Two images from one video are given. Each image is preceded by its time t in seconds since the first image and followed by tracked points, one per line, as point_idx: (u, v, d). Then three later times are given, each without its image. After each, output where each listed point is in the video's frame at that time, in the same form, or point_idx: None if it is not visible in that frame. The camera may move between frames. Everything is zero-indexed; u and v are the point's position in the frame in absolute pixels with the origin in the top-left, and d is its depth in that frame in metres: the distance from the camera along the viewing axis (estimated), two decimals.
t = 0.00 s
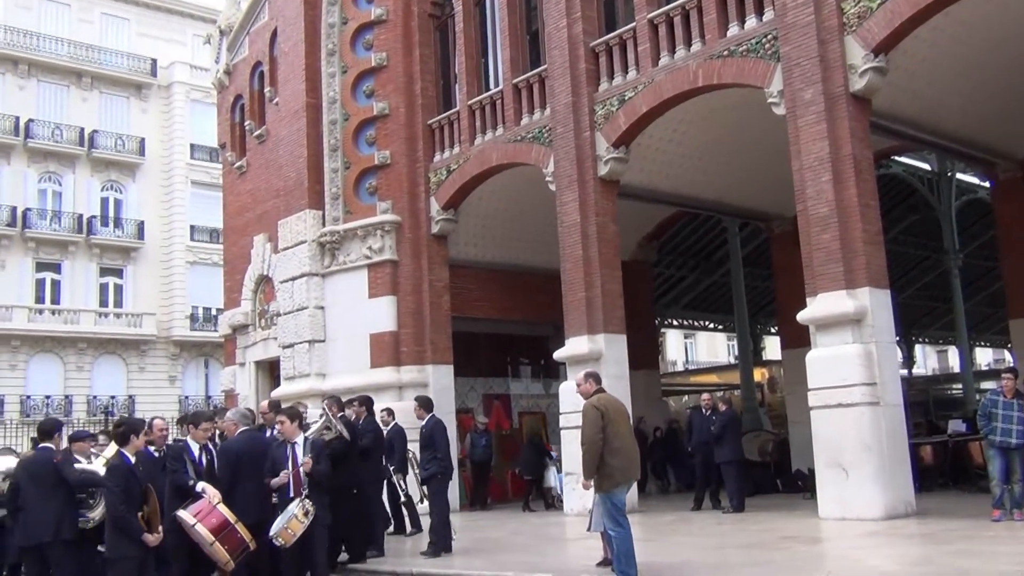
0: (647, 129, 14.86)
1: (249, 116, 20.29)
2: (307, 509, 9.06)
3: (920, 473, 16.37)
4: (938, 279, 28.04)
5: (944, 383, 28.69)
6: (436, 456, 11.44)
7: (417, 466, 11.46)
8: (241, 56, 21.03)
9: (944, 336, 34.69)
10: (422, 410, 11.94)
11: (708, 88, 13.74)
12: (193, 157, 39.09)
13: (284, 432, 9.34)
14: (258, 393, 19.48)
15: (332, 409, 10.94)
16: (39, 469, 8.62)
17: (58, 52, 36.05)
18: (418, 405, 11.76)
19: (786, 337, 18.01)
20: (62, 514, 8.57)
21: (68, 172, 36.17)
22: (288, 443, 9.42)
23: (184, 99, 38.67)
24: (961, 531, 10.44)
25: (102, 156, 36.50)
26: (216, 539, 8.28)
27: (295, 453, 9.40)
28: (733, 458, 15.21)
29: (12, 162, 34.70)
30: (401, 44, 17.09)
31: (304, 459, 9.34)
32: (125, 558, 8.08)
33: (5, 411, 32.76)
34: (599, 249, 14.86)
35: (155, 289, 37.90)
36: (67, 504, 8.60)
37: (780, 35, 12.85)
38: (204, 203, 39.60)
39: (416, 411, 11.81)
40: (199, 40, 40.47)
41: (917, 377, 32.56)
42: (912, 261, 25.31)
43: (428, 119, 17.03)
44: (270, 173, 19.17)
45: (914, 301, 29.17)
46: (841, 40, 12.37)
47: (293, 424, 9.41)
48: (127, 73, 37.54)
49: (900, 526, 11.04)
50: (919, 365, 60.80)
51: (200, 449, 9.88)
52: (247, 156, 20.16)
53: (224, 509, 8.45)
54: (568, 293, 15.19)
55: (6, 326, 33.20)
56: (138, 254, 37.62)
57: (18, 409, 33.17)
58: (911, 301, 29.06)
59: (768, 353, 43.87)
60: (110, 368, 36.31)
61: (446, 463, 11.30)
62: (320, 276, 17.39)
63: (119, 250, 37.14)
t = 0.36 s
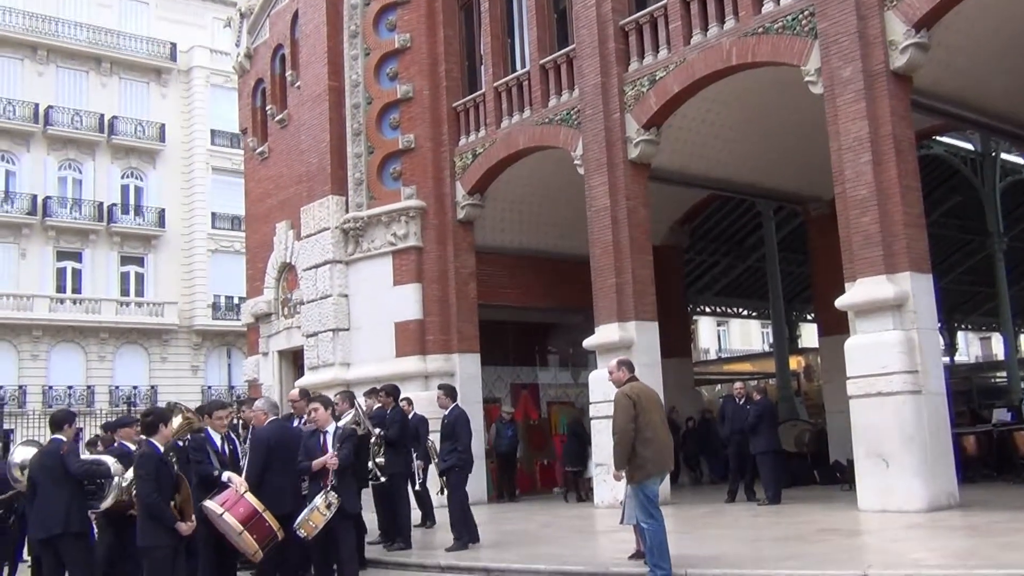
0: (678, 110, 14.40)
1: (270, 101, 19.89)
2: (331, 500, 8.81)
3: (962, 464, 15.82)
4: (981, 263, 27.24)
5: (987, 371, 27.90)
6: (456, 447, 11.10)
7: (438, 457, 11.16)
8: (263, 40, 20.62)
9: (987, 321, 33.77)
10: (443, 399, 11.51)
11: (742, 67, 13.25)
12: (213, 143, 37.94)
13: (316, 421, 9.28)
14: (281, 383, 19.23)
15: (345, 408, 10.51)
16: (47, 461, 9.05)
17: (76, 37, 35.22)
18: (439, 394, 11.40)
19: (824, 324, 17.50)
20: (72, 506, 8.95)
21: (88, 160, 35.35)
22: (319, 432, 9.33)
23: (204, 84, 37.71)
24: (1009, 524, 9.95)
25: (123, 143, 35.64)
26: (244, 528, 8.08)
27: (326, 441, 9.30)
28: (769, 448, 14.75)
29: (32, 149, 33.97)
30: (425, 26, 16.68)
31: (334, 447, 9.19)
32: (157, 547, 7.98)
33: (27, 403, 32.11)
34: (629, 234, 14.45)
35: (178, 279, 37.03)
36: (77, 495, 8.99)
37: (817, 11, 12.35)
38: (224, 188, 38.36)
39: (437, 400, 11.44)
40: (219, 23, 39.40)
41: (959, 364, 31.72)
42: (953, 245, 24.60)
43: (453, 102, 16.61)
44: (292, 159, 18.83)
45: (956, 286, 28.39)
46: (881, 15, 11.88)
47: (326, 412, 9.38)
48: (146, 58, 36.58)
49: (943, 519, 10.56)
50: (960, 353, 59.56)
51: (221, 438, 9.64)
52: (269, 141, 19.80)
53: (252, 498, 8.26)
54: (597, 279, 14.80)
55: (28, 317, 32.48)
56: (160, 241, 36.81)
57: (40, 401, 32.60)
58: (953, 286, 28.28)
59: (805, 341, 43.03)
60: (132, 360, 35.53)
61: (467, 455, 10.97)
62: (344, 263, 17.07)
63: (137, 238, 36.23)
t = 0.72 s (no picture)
0: (710, 93, 13.95)
1: (291, 87, 19.50)
2: (356, 496, 8.53)
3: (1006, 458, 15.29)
4: None
5: None
6: (482, 441, 11.04)
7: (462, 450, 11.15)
8: (284, 25, 20.21)
9: None
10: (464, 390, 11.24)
11: (776, 48, 12.79)
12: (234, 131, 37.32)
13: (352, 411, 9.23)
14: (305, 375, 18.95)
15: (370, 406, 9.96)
16: (63, 455, 8.83)
17: (95, 24, 34.71)
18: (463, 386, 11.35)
19: (865, 313, 16.97)
20: (89, 499, 8.75)
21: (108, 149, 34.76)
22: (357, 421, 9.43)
23: (226, 70, 37.18)
24: None
25: (142, 130, 34.89)
26: (271, 522, 7.80)
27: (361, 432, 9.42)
28: (805, 440, 14.31)
29: (52, 138, 33.56)
30: (450, 8, 16.27)
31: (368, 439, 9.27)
32: (187, 539, 7.94)
33: (49, 396, 31.82)
34: (660, 220, 14.05)
35: (199, 269, 36.31)
36: (95, 488, 8.78)
37: None
38: (247, 177, 37.94)
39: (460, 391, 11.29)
40: (241, 8, 38.71)
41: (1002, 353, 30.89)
42: (995, 230, 23.92)
43: (478, 86, 16.23)
44: (315, 146, 18.49)
45: (998, 272, 27.63)
46: None
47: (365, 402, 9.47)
48: (164, 45, 35.91)
49: (988, 514, 10.11)
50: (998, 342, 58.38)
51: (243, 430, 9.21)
52: (290, 128, 19.44)
53: (279, 492, 7.98)
54: (627, 268, 14.40)
55: (49, 308, 32.00)
56: (180, 231, 35.96)
57: (62, 393, 32.22)
58: (995, 272, 27.51)
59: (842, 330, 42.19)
60: (156, 352, 34.92)
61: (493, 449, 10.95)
62: (367, 252, 16.69)
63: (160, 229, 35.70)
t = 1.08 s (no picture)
0: (744, 74, 13.48)
1: (313, 72, 19.11)
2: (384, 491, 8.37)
3: None
4: None
5: None
6: (501, 434, 10.90)
7: (480, 444, 10.99)
8: (305, 9, 19.79)
9: None
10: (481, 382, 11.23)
11: (812, 26, 12.30)
12: (256, 118, 36.55)
13: (385, 403, 8.91)
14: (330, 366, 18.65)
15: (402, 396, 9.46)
16: (89, 451, 9.00)
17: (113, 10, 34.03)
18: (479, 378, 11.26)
19: (905, 304, 16.53)
20: (112, 499, 8.89)
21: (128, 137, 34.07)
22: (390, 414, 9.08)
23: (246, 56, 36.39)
24: None
25: (162, 118, 34.29)
26: (299, 513, 7.48)
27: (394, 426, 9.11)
28: (844, 433, 13.83)
29: (72, 128, 32.97)
30: None
31: (403, 434, 8.99)
32: (212, 534, 7.83)
33: (72, 389, 31.56)
34: (692, 206, 13.61)
35: (218, 261, 35.60)
36: (116, 488, 8.91)
37: None
38: (269, 167, 36.94)
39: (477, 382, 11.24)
40: None
41: None
42: None
43: (504, 70, 15.82)
44: (337, 134, 18.14)
45: None
46: None
47: (396, 394, 9.02)
48: (183, 31, 35.08)
49: None
50: None
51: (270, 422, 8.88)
52: (312, 115, 19.06)
53: (306, 483, 7.67)
54: (658, 256, 13.97)
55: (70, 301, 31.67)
56: (202, 221, 35.38)
57: (85, 386, 31.96)
58: None
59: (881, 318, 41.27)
60: (178, 344, 34.37)
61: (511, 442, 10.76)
62: (392, 241, 16.34)
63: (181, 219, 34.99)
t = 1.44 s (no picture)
0: (777, 55, 13.05)
1: (334, 59, 18.78)
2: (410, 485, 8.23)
3: None
4: None
5: None
6: (516, 426, 11.02)
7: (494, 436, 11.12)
8: None
9: None
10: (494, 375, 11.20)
11: (847, 4, 11.84)
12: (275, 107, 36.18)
13: (412, 398, 8.54)
14: (354, 359, 18.37)
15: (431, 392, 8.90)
16: (113, 447, 8.96)
17: None
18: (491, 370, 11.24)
19: (944, 291, 16.06)
20: (132, 497, 8.88)
21: (147, 127, 33.91)
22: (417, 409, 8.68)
23: (266, 44, 36.14)
24: None
25: (181, 108, 34.14)
26: (315, 509, 7.50)
27: (421, 422, 8.68)
28: (881, 425, 13.39)
29: (89, 119, 32.87)
30: None
31: (430, 429, 8.59)
32: (234, 533, 7.54)
33: (92, 383, 31.61)
34: (724, 192, 13.20)
35: (240, 252, 35.43)
36: (137, 486, 8.88)
37: None
38: (290, 156, 36.78)
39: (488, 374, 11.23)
40: None
41: None
42: None
43: (529, 54, 15.44)
44: (359, 122, 17.82)
45: None
46: None
47: (423, 389, 8.61)
48: (203, 19, 34.98)
49: None
50: None
51: (294, 417, 8.63)
52: (333, 103, 18.74)
53: (323, 478, 7.68)
54: (689, 244, 13.56)
55: (91, 294, 31.61)
56: (222, 211, 35.19)
57: (105, 381, 31.96)
58: None
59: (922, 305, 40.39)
60: (200, 337, 34.20)
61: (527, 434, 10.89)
62: (416, 231, 16.01)
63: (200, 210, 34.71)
